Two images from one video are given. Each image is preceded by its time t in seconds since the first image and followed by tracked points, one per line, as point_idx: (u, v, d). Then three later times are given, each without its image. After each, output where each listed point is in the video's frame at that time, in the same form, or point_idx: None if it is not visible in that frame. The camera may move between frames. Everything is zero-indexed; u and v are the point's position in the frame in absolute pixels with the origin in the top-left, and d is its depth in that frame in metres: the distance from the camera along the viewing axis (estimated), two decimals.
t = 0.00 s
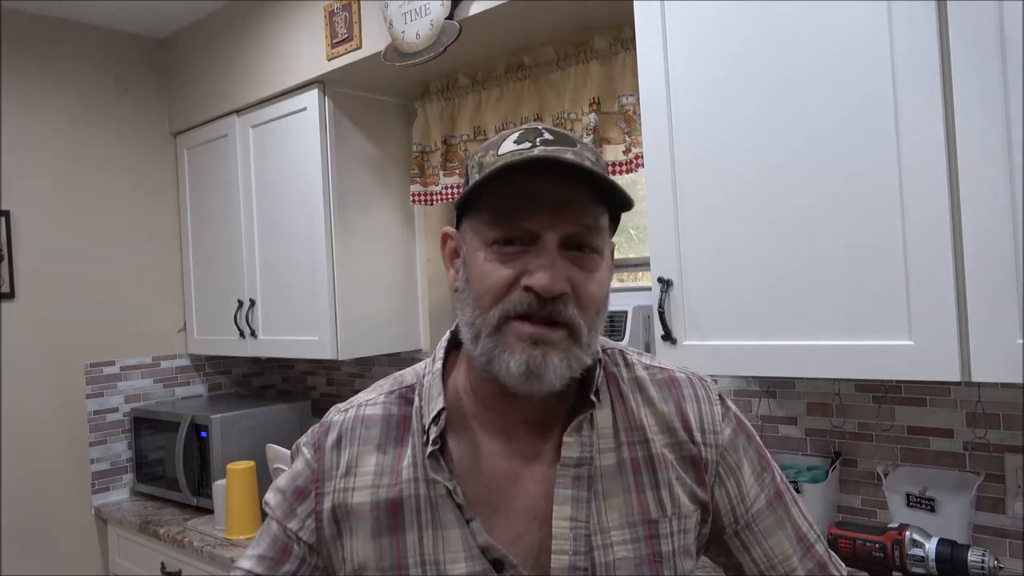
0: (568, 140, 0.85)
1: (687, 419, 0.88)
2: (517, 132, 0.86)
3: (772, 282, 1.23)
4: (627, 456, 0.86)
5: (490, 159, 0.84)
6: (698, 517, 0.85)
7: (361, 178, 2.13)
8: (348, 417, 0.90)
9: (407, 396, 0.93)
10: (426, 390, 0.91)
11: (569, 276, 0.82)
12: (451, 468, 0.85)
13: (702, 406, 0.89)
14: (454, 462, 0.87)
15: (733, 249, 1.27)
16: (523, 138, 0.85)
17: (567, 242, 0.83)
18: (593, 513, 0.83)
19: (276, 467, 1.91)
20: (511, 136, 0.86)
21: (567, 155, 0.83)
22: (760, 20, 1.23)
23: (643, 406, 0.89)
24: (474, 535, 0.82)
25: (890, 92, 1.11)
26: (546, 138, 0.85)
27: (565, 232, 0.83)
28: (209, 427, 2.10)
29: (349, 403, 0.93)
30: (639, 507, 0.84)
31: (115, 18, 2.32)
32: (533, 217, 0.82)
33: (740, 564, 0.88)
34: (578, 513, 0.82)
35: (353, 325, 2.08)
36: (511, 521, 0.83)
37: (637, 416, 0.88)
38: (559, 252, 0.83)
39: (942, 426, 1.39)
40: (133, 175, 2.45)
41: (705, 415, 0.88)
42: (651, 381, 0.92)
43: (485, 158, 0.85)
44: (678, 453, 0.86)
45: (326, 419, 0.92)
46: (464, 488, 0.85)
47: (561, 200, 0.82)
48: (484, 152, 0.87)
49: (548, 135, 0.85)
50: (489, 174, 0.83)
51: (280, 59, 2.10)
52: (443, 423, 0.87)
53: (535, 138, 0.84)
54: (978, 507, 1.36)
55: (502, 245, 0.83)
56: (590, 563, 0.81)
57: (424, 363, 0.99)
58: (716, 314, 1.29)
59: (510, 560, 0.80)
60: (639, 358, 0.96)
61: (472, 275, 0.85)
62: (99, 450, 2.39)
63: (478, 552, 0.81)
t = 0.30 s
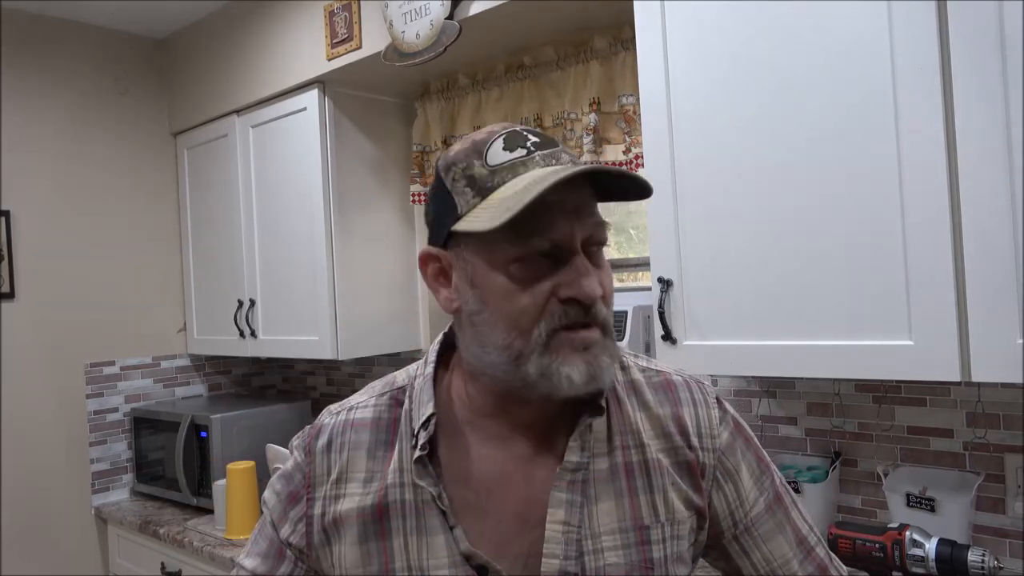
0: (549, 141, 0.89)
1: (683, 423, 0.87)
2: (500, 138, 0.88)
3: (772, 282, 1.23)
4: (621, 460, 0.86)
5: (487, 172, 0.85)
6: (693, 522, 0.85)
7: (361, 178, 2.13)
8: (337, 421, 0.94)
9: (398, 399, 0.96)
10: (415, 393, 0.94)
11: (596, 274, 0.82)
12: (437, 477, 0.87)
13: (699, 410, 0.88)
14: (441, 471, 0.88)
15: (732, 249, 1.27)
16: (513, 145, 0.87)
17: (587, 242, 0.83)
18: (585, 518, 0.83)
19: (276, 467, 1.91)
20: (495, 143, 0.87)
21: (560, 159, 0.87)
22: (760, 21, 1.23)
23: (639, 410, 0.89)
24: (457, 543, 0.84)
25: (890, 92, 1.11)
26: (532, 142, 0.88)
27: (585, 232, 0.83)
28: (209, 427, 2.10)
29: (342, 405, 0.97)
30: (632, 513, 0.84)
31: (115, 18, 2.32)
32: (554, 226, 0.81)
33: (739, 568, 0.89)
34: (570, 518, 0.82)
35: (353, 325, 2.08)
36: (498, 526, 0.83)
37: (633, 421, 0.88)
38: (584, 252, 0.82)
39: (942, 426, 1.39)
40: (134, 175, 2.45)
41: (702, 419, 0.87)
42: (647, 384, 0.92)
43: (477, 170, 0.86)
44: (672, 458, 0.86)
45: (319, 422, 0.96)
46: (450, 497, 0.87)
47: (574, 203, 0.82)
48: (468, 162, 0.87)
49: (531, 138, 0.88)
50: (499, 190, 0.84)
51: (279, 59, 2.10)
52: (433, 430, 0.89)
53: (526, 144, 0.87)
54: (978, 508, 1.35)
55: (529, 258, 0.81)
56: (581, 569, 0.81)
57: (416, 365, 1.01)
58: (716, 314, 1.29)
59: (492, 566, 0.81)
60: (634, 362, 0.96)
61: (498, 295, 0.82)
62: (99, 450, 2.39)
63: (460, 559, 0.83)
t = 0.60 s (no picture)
0: (535, 142, 0.89)
1: (681, 427, 0.87)
2: (485, 143, 0.87)
3: (772, 282, 1.23)
4: (619, 466, 0.86)
5: (477, 181, 0.84)
6: (691, 528, 0.85)
7: (361, 178, 2.13)
8: (331, 422, 0.94)
9: (392, 399, 0.96)
10: (409, 395, 0.94)
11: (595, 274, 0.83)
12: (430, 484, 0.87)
13: (698, 413, 0.88)
14: (435, 481, 0.88)
15: (732, 249, 1.27)
16: (500, 150, 0.86)
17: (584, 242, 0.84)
18: (582, 524, 0.83)
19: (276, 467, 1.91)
20: (482, 148, 0.86)
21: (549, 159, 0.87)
22: (760, 21, 1.23)
23: (637, 415, 0.90)
24: (450, 548, 0.84)
25: (890, 92, 1.11)
26: (519, 144, 0.87)
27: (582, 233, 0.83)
28: (209, 427, 2.10)
29: (336, 404, 0.97)
30: (629, 519, 0.84)
31: (116, 18, 2.32)
32: (553, 230, 0.81)
33: (740, 571, 0.89)
34: (567, 524, 0.82)
35: (353, 325, 2.08)
36: (493, 534, 0.83)
37: (631, 426, 0.88)
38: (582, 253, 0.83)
39: (942, 426, 1.39)
40: (134, 175, 2.45)
41: (701, 423, 0.87)
42: (646, 388, 0.92)
43: (466, 179, 0.85)
44: (670, 462, 0.86)
45: (312, 420, 0.96)
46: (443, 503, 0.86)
47: (570, 205, 0.82)
48: (454, 171, 0.86)
49: (517, 140, 0.88)
50: (492, 200, 0.83)
51: (279, 59, 2.10)
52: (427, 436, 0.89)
53: (513, 147, 0.87)
54: (978, 507, 1.35)
55: (530, 265, 0.81)
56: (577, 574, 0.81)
57: (411, 364, 1.01)
58: (716, 314, 1.29)
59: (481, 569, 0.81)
60: (633, 364, 0.96)
61: (500, 306, 0.83)
62: (99, 450, 2.39)
63: (453, 564, 0.83)
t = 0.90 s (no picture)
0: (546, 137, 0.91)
1: (679, 427, 0.87)
2: (500, 131, 0.88)
3: (772, 282, 1.23)
4: (616, 464, 0.86)
5: (493, 163, 0.85)
6: (688, 527, 0.85)
7: (361, 178, 2.13)
8: (330, 425, 0.93)
9: (391, 402, 0.95)
10: (409, 396, 0.93)
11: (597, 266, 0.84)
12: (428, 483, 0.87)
13: (696, 413, 0.88)
14: (432, 477, 0.88)
15: (732, 249, 1.27)
16: (515, 138, 0.87)
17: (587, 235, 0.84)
18: (579, 522, 0.83)
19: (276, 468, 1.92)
20: (497, 136, 0.87)
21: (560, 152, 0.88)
22: (761, 21, 1.23)
23: (634, 413, 0.89)
24: (447, 549, 0.84)
25: (890, 92, 1.11)
26: (532, 136, 0.89)
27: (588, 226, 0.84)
28: (209, 427, 2.10)
29: (333, 408, 0.96)
30: (625, 517, 0.84)
31: (116, 18, 2.32)
32: (562, 215, 0.81)
33: (739, 571, 0.89)
34: (564, 522, 0.82)
35: (353, 325, 2.08)
36: (490, 531, 0.83)
37: (629, 424, 0.88)
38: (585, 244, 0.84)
39: (942, 426, 1.39)
40: (134, 175, 2.45)
41: (699, 422, 0.87)
42: (643, 387, 0.92)
43: (481, 161, 0.85)
44: (668, 462, 0.86)
45: (310, 426, 0.94)
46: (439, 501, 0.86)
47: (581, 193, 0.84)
48: (470, 155, 0.86)
49: (531, 133, 0.89)
50: (507, 180, 0.83)
51: (279, 59, 2.10)
52: (426, 436, 0.89)
53: (528, 138, 0.88)
54: (978, 507, 1.35)
55: (537, 247, 0.81)
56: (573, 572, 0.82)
57: (409, 366, 1.01)
58: (716, 314, 1.29)
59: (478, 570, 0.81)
60: (630, 363, 0.96)
61: (506, 284, 0.82)
62: (99, 450, 2.39)
63: (451, 565, 0.83)
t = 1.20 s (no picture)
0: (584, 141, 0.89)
1: (677, 426, 0.88)
2: (546, 131, 0.85)
3: (772, 282, 1.23)
4: (619, 459, 0.86)
5: (544, 164, 0.82)
6: (687, 523, 0.86)
7: (361, 178, 2.13)
8: (335, 426, 0.92)
9: (395, 401, 0.95)
10: (414, 396, 0.93)
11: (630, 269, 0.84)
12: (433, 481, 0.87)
13: (692, 413, 0.89)
14: (437, 474, 0.88)
15: (732, 248, 1.27)
16: (561, 141, 0.85)
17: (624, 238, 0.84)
18: (585, 515, 0.84)
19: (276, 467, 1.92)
20: (545, 136, 0.84)
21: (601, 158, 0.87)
22: (761, 21, 1.23)
23: (635, 411, 0.90)
24: (451, 547, 0.84)
25: (890, 92, 1.11)
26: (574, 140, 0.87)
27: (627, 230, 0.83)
28: (209, 427, 2.10)
29: (337, 407, 0.95)
30: (628, 510, 0.85)
31: (116, 18, 2.32)
32: (609, 219, 0.81)
33: (734, 570, 0.89)
34: (577, 515, 0.83)
35: (353, 325, 2.08)
36: (495, 529, 0.83)
37: (631, 421, 0.88)
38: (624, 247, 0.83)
39: (942, 426, 1.39)
40: (134, 175, 2.45)
41: (696, 422, 0.88)
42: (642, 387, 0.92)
43: (532, 160, 0.82)
44: (668, 458, 0.87)
45: (314, 426, 0.94)
46: (443, 498, 0.87)
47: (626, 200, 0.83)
48: (519, 152, 0.82)
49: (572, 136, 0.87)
50: (560, 182, 0.81)
51: (280, 59, 2.10)
52: (432, 435, 0.89)
53: (573, 141, 0.86)
54: (978, 507, 1.36)
55: (584, 248, 0.80)
56: (578, 565, 0.82)
57: (411, 365, 1.00)
58: (716, 314, 1.29)
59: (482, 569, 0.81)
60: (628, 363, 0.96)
61: (551, 281, 0.79)
62: (99, 450, 2.39)
63: (454, 564, 0.83)
